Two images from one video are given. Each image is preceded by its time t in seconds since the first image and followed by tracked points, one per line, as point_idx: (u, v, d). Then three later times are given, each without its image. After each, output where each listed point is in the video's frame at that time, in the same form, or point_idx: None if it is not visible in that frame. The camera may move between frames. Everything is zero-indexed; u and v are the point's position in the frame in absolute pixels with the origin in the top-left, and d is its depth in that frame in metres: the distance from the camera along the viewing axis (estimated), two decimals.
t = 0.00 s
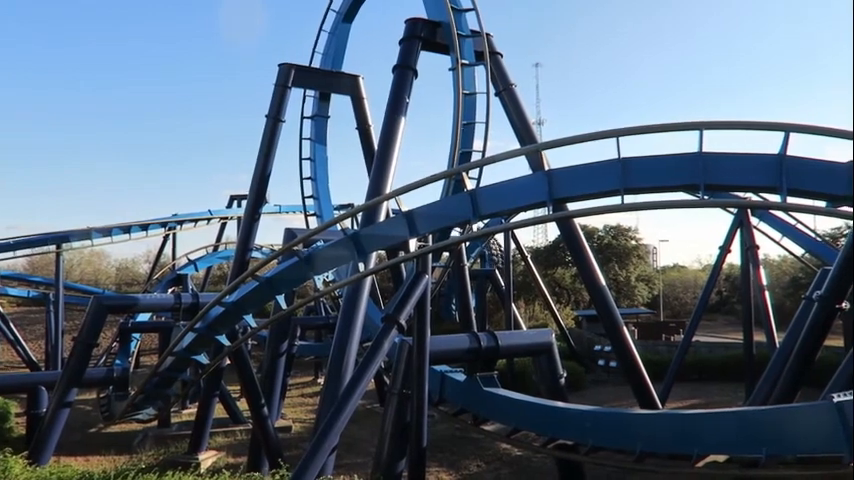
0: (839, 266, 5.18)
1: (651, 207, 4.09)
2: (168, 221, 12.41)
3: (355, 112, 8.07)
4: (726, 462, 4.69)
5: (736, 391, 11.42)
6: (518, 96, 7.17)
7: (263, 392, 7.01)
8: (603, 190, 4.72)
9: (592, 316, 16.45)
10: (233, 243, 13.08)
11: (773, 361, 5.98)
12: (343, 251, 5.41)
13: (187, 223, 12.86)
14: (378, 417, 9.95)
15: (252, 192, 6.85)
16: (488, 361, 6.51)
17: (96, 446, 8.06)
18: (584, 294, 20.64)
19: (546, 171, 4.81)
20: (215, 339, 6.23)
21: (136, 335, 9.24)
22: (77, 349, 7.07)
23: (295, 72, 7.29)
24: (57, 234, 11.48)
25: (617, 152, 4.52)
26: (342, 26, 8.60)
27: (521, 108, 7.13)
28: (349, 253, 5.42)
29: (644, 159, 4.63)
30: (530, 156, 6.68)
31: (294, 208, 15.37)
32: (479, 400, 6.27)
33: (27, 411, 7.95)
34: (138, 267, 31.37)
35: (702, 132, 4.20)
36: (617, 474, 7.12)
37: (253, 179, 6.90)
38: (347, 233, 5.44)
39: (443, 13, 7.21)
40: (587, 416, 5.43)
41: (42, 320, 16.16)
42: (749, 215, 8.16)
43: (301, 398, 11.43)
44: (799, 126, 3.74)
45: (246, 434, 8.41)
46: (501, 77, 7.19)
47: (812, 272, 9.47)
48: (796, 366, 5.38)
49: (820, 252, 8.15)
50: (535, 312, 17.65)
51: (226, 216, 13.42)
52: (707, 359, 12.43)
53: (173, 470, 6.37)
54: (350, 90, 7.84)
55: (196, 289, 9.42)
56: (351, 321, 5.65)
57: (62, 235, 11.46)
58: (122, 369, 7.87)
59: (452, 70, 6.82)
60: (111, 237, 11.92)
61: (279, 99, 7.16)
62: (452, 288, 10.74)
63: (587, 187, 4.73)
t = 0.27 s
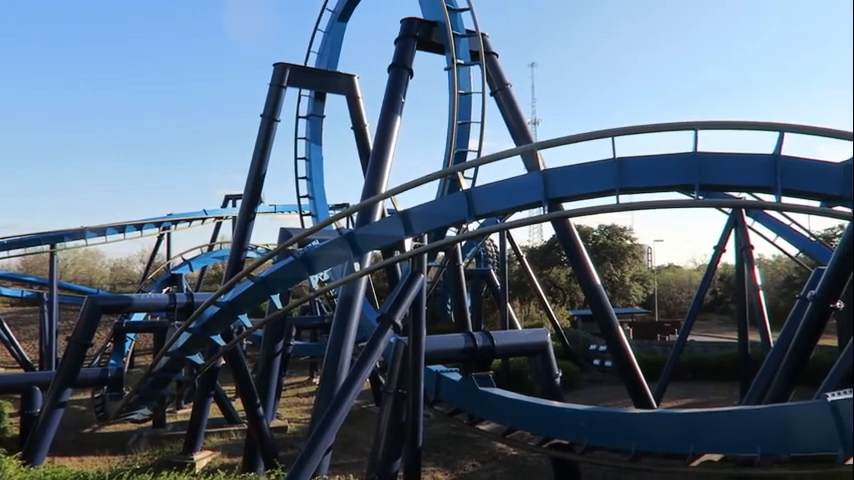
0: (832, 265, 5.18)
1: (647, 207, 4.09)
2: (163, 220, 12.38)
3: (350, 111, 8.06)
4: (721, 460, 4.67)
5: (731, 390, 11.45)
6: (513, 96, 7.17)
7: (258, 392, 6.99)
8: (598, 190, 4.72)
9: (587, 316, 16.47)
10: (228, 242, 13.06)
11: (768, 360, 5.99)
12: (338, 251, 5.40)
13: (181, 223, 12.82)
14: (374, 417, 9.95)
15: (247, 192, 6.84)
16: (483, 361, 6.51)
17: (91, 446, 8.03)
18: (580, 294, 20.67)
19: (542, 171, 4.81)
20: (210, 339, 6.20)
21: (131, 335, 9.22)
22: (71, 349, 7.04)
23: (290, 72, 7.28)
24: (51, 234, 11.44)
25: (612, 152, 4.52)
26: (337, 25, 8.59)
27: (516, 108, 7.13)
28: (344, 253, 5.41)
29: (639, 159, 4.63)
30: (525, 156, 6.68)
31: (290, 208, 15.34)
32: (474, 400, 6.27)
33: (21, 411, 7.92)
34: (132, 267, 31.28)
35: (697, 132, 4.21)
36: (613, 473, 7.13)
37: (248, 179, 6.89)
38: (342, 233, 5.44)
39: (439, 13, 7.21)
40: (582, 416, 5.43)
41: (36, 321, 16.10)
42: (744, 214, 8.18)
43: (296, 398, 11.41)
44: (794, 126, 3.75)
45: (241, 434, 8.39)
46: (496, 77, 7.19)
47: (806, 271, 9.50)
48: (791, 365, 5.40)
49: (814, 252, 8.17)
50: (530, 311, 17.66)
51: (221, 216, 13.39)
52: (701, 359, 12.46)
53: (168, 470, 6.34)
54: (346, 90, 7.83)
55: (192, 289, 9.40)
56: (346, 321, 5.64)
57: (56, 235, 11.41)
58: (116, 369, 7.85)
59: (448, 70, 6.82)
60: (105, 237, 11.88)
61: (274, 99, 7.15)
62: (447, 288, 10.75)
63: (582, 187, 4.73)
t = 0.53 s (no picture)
0: (818, 266, 5.21)
1: (635, 208, 4.10)
2: (150, 219, 12.29)
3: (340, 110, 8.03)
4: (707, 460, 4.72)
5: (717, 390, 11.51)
6: (503, 96, 7.17)
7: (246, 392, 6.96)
8: (587, 191, 4.72)
9: (575, 316, 16.50)
10: (216, 241, 12.99)
11: (754, 359, 6.00)
12: (326, 250, 5.38)
13: (169, 221, 12.74)
14: (362, 417, 9.92)
15: (236, 191, 6.80)
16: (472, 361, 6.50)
17: (76, 446, 7.96)
18: (568, 294, 20.71)
19: (531, 171, 4.81)
20: (197, 338, 6.15)
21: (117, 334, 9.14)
22: (57, 348, 6.98)
23: (279, 70, 7.24)
24: (37, 231, 11.33)
25: (602, 152, 4.52)
26: (327, 24, 8.56)
27: (506, 108, 7.13)
28: (333, 252, 5.39)
29: (628, 160, 4.64)
30: (515, 157, 6.68)
31: (278, 207, 15.28)
32: (463, 400, 6.26)
33: (5, 410, 7.84)
34: (118, 266, 31.07)
35: (685, 133, 4.23)
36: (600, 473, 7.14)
37: (236, 177, 6.85)
38: (331, 232, 5.41)
39: (429, 13, 7.20)
40: (570, 416, 5.43)
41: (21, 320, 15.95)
42: (731, 216, 8.22)
43: (284, 397, 11.37)
44: (780, 128, 3.77)
45: (228, 434, 8.35)
46: (486, 77, 7.19)
47: (792, 272, 9.56)
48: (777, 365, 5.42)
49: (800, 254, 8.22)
50: (519, 311, 17.68)
51: (209, 214, 13.32)
52: (688, 359, 12.52)
53: (154, 471, 6.30)
54: (336, 89, 7.80)
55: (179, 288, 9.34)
56: (335, 320, 5.61)
57: (42, 232, 11.31)
58: (102, 368, 7.79)
59: (438, 70, 6.81)
60: (92, 235, 11.79)
61: (263, 97, 7.11)
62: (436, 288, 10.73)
63: (571, 188, 4.73)
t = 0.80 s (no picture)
0: (799, 266, 5.25)
1: (619, 209, 4.12)
2: (133, 218, 12.18)
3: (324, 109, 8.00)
4: (688, 458, 4.76)
5: (699, 389, 11.60)
6: (488, 96, 7.17)
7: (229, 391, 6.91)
8: (572, 191, 4.72)
9: (559, 316, 16.55)
10: (199, 240, 12.89)
11: (736, 357, 6.06)
12: (311, 249, 5.34)
13: (151, 220, 12.63)
14: (346, 417, 9.89)
15: (219, 190, 6.74)
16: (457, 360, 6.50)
17: (56, 448, 7.86)
18: (552, 294, 20.77)
19: (517, 171, 4.80)
20: (179, 338, 6.09)
21: (98, 334, 9.04)
22: (36, 348, 6.88)
23: (264, 68, 7.19)
24: (16, 230, 11.19)
25: (586, 153, 4.52)
26: (313, 22, 8.51)
27: (491, 108, 7.12)
28: (318, 252, 5.35)
29: (613, 161, 4.64)
30: (500, 157, 6.68)
31: (262, 206, 15.20)
32: (448, 400, 6.25)
33: None
34: (99, 265, 30.77)
35: (669, 134, 4.24)
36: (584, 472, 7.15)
37: (220, 176, 6.79)
38: (316, 232, 5.38)
39: (415, 12, 7.18)
40: (554, 416, 5.45)
41: None
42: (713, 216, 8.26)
43: (268, 397, 11.31)
44: (762, 130, 3.79)
45: (210, 435, 8.28)
46: (472, 77, 7.18)
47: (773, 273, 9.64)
48: (758, 362, 5.46)
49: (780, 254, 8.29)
50: (503, 311, 17.71)
51: (192, 213, 13.22)
52: (670, 358, 12.60)
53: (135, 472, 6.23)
54: (321, 88, 7.76)
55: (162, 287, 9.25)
56: (319, 320, 5.57)
57: (21, 231, 11.17)
58: (83, 368, 7.69)
59: (423, 69, 6.79)
60: (72, 233, 11.66)
61: (247, 96, 7.05)
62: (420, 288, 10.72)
63: (556, 188, 4.73)
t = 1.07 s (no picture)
0: (776, 266, 5.29)
1: (600, 209, 4.13)
2: (111, 216, 12.04)
3: (306, 107, 7.95)
4: (668, 457, 4.78)
5: (679, 387, 11.69)
6: (471, 96, 7.16)
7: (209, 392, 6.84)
8: (554, 191, 4.73)
9: (541, 315, 16.60)
10: (179, 239, 12.77)
11: (715, 356, 6.10)
12: (292, 248, 5.30)
13: (130, 218, 12.49)
14: (327, 416, 9.84)
15: (199, 188, 6.67)
16: (438, 360, 6.49)
17: (31, 449, 7.75)
18: (533, 294, 20.83)
19: (499, 171, 4.79)
20: (158, 337, 6.02)
21: (74, 333, 8.92)
22: (11, 347, 6.81)
23: (245, 66, 7.13)
24: None
25: (568, 153, 4.53)
26: (294, 20, 8.46)
27: (474, 107, 7.12)
28: (299, 251, 5.31)
29: (594, 161, 4.65)
30: (482, 156, 6.67)
31: (243, 205, 15.10)
32: (429, 399, 6.24)
33: None
34: (76, 264, 30.42)
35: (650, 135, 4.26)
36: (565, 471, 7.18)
37: (200, 175, 6.72)
38: (298, 230, 5.34)
39: (397, 11, 7.15)
40: (535, 415, 5.45)
41: None
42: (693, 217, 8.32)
43: (248, 397, 11.24)
44: (742, 132, 3.82)
45: (190, 435, 8.20)
46: (454, 77, 7.17)
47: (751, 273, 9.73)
48: (737, 361, 5.50)
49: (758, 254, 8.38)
50: (485, 310, 17.74)
51: (172, 212, 13.09)
52: (649, 357, 12.68)
53: (113, 473, 6.15)
54: (303, 86, 7.71)
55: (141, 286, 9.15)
56: (301, 319, 5.53)
57: None
58: (59, 368, 7.61)
59: (406, 68, 6.77)
60: (49, 231, 11.50)
61: (228, 93, 6.99)
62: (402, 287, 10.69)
63: (538, 188, 4.74)
